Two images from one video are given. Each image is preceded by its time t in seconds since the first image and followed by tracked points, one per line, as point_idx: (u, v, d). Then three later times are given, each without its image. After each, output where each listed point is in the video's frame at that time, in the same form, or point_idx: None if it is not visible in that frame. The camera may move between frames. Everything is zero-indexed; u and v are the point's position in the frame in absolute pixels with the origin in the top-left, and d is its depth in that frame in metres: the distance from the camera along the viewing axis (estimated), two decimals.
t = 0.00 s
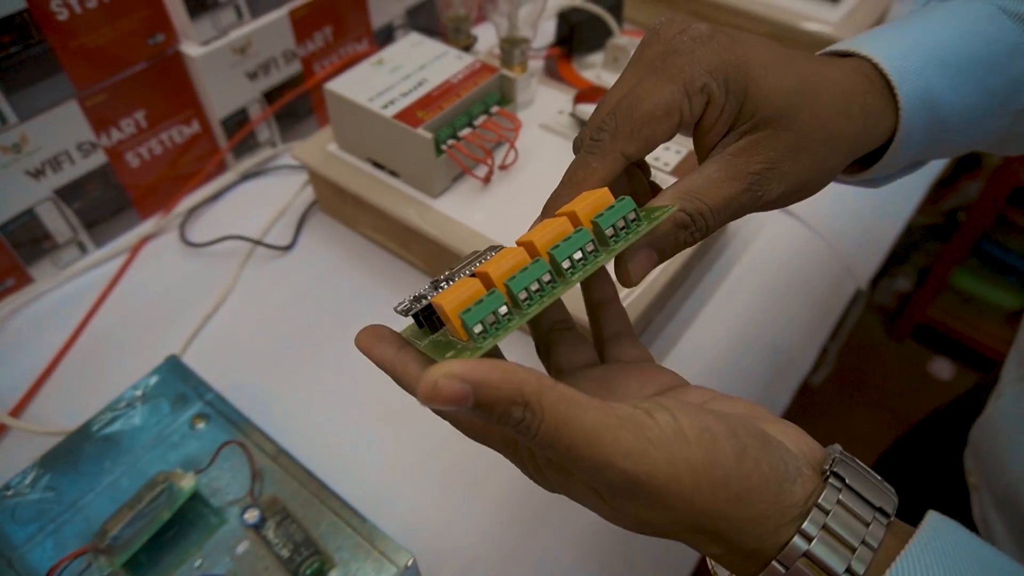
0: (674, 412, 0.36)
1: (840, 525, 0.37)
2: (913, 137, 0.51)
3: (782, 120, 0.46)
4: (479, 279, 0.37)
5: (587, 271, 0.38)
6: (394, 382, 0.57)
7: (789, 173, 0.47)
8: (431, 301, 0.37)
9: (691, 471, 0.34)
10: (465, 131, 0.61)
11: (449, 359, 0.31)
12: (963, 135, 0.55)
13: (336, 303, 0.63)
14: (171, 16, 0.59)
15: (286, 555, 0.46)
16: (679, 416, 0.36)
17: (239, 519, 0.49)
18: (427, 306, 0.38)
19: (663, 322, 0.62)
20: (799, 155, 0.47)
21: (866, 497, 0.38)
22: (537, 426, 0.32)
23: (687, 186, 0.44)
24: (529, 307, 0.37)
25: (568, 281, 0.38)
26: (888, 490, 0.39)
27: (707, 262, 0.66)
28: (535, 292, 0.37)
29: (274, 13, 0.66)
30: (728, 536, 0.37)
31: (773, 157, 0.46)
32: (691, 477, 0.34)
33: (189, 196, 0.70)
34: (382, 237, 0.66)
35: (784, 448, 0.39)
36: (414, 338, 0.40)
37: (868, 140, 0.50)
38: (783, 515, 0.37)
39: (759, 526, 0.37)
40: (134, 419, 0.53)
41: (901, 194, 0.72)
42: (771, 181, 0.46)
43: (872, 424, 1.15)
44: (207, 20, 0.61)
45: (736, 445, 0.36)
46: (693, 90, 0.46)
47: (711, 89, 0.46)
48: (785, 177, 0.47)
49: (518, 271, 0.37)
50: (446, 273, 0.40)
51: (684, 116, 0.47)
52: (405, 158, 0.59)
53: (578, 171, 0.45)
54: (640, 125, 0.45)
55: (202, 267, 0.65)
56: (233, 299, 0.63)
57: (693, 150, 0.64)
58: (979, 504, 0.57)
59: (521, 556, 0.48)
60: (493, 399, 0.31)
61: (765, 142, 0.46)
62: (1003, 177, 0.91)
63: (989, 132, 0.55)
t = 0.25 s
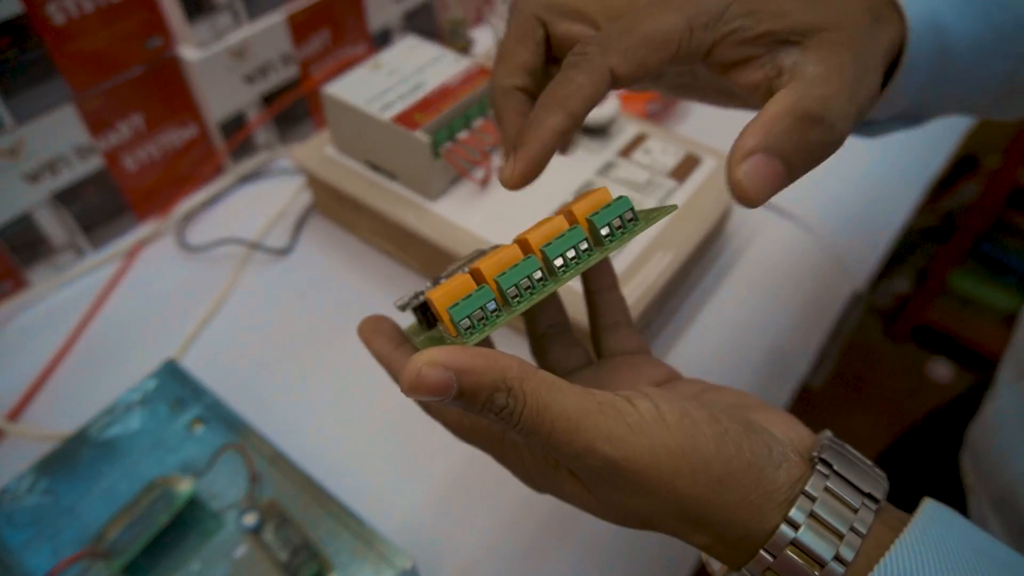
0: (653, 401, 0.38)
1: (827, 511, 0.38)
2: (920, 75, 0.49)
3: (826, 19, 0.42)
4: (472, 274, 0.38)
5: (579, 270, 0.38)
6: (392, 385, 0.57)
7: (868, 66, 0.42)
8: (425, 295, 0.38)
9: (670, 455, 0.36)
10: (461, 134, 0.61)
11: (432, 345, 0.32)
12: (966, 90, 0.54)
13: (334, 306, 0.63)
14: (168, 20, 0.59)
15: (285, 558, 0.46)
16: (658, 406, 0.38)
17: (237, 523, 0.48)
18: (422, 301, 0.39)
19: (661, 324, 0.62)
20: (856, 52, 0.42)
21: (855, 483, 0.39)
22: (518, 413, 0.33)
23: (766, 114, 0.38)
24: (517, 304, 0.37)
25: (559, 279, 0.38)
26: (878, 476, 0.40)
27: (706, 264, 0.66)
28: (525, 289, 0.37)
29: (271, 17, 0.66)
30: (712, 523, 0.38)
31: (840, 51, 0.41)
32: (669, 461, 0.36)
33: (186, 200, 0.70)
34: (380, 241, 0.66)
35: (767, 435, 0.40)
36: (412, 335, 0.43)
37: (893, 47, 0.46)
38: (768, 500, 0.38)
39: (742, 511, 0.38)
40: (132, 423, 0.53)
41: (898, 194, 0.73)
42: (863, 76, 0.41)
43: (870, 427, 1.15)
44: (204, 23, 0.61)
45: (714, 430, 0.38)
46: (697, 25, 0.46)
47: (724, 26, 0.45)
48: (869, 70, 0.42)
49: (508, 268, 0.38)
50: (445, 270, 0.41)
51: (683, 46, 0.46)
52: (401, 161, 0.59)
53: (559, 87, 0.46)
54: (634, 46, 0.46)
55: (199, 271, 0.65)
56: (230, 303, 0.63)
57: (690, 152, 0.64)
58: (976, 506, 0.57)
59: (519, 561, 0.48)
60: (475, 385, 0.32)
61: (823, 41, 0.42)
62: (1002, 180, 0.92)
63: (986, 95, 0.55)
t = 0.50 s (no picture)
0: (664, 381, 0.38)
1: (833, 489, 0.38)
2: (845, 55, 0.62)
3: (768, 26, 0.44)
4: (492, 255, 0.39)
5: (599, 257, 0.38)
6: (391, 387, 0.57)
7: (828, 55, 0.43)
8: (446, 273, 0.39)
9: (681, 434, 0.36)
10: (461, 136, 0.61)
11: (446, 325, 0.32)
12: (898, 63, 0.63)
13: (333, 309, 0.63)
14: (166, 24, 0.59)
15: (283, 562, 0.46)
16: (669, 385, 0.38)
17: (237, 526, 0.48)
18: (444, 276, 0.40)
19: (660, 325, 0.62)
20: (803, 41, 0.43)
21: (861, 461, 0.39)
22: (531, 393, 0.33)
23: (754, 115, 0.38)
24: (534, 289, 0.38)
25: (578, 266, 0.38)
26: (886, 456, 0.40)
27: (704, 266, 0.66)
28: (543, 275, 0.38)
29: (269, 21, 0.66)
30: (721, 500, 0.38)
31: (798, 46, 0.42)
32: (680, 440, 0.36)
33: (185, 203, 0.70)
34: (378, 244, 0.66)
35: (775, 414, 0.40)
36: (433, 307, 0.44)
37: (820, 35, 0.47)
38: (776, 478, 0.38)
39: (752, 489, 0.38)
40: (131, 426, 0.53)
41: (894, 193, 0.73)
42: (826, 55, 0.42)
43: (869, 428, 1.15)
44: (203, 27, 0.61)
45: (724, 410, 0.38)
46: (637, 80, 0.43)
47: (659, 79, 0.44)
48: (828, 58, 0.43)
49: (528, 253, 0.38)
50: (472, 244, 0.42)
51: (628, 105, 0.43)
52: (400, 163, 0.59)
53: (513, 179, 0.37)
54: (589, 119, 0.40)
55: (198, 274, 0.65)
56: (228, 307, 0.63)
57: (688, 154, 0.64)
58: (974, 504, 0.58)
59: (518, 563, 0.48)
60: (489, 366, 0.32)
61: (777, 42, 0.43)
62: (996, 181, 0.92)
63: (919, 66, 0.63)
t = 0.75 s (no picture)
0: (641, 408, 0.38)
1: (821, 505, 0.38)
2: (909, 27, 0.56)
3: None
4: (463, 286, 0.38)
5: (569, 284, 0.38)
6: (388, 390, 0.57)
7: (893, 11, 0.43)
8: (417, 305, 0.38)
9: (660, 460, 0.36)
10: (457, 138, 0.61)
11: (416, 365, 0.32)
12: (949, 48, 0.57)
13: (330, 312, 0.63)
14: (163, 27, 0.59)
15: (280, 564, 0.46)
16: (646, 412, 0.38)
17: (233, 529, 0.48)
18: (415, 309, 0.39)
19: (657, 328, 0.62)
20: None
21: (846, 474, 0.39)
22: (505, 428, 0.33)
23: (817, 78, 0.38)
24: (505, 320, 0.37)
25: (549, 294, 0.38)
26: (873, 468, 0.40)
27: (701, 269, 0.66)
28: (514, 305, 0.37)
29: (266, 24, 0.66)
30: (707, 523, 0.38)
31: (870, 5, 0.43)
32: (659, 467, 0.36)
33: (181, 206, 0.70)
34: (375, 246, 0.66)
35: (756, 431, 0.40)
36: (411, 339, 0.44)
37: None
38: (760, 496, 0.38)
39: (736, 510, 0.38)
40: (127, 430, 0.53)
41: (892, 193, 0.73)
42: (893, 20, 0.43)
43: (867, 429, 1.15)
44: (199, 29, 0.61)
45: (702, 433, 0.37)
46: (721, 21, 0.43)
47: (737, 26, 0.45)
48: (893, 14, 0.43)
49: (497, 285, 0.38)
50: (443, 274, 0.41)
51: (711, 46, 0.44)
52: (396, 167, 0.59)
53: (608, 121, 0.40)
54: (674, 61, 0.41)
55: (195, 277, 0.65)
56: (225, 309, 0.63)
57: (684, 157, 0.64)
58: (970, 507, 0.58)
59: (515, 566, 0.48)
60: (460, 404, 0.32)
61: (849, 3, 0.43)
62: (993, 185, 0.93)
63: (968, 50, 0.57)
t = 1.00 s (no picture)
0: (630, 403, 0.38)
1: (811, 497, 0.38)
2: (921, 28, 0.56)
3: None
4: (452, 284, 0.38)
5: (558, 282, 0.38)
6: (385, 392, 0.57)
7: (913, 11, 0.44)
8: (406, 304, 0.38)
9: (648, 456, 0.36)
10: (454, 141, 0.62)
11: (404, 364, 0.32)
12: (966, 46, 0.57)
13: (327, 314, 0.63)
14: (160, 31, 0.59)
15: (277, 567, 0.47)
16: (634, 407, 0.38)
17: (230, 532, 0.48)
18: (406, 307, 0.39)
19: (654, 329, 0.62)
20: None
21: (837, 467, 0.39)
22: (494, 425, 0.33)
23: (827, 75, 0.39)
24: (494, 319, 0.37)
25: (537, 292, 0.38)
26: (865, 461, 0.40)
27: (697, 270, 0.66)
28: (503, 304, 0.37)
29: (263, 27, 0.66)
30: (696, 516, 0.38)
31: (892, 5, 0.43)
32: (648, 462, 0.36)
33: (178, 208, 0.70)
34: (373, 249, 0.66)
35: (746, 424, 0.40)
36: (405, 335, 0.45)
37: None
38: (750, 488, 0.38)
39: (727, 503, 0.38)
40: (124, 433, 0.53)
41: (892, 190, 0.74)
42: (912, 20, 0.43)
43: (865, 431, 1.15)
44: (196, 32, 0.61)
45: (691, 427, 0.37)
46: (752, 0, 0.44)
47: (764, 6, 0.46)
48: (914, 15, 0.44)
49: (484, 283, 0.38)
50: (433, 272, 0.41)
51: (742, 23, 0.45)
52: (393, 169, 0.59)
53: (641, 96, 0.41)
54: (706, 35, 0.42)
55: (192, 280, 0.65)
56: (223, 312, 0.63)
57: (681, 158, 0.64)
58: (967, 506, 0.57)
59: (512, 567, 0.48)
60: (448, 401, 0.32)
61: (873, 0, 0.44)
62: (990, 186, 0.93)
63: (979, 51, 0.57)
